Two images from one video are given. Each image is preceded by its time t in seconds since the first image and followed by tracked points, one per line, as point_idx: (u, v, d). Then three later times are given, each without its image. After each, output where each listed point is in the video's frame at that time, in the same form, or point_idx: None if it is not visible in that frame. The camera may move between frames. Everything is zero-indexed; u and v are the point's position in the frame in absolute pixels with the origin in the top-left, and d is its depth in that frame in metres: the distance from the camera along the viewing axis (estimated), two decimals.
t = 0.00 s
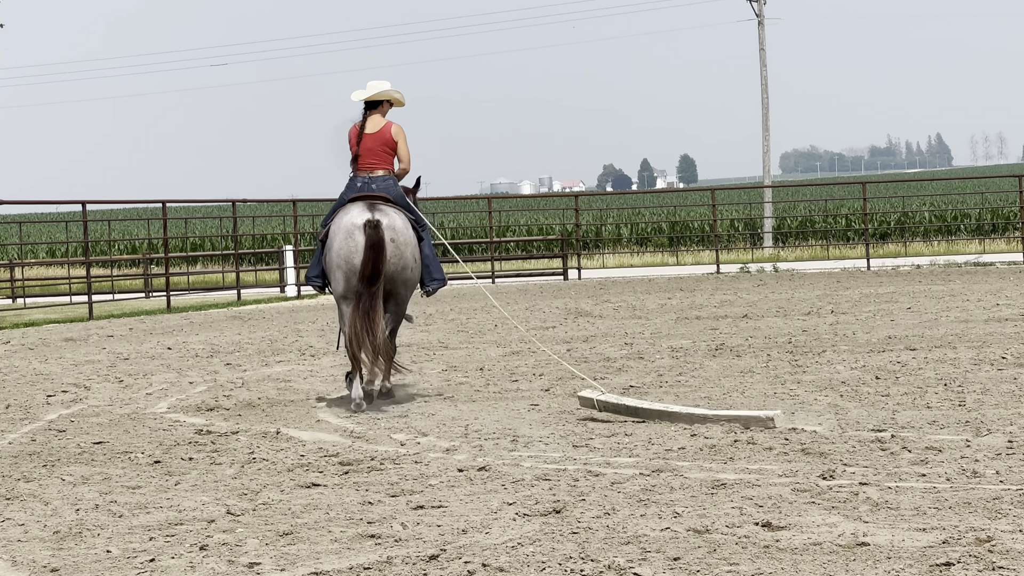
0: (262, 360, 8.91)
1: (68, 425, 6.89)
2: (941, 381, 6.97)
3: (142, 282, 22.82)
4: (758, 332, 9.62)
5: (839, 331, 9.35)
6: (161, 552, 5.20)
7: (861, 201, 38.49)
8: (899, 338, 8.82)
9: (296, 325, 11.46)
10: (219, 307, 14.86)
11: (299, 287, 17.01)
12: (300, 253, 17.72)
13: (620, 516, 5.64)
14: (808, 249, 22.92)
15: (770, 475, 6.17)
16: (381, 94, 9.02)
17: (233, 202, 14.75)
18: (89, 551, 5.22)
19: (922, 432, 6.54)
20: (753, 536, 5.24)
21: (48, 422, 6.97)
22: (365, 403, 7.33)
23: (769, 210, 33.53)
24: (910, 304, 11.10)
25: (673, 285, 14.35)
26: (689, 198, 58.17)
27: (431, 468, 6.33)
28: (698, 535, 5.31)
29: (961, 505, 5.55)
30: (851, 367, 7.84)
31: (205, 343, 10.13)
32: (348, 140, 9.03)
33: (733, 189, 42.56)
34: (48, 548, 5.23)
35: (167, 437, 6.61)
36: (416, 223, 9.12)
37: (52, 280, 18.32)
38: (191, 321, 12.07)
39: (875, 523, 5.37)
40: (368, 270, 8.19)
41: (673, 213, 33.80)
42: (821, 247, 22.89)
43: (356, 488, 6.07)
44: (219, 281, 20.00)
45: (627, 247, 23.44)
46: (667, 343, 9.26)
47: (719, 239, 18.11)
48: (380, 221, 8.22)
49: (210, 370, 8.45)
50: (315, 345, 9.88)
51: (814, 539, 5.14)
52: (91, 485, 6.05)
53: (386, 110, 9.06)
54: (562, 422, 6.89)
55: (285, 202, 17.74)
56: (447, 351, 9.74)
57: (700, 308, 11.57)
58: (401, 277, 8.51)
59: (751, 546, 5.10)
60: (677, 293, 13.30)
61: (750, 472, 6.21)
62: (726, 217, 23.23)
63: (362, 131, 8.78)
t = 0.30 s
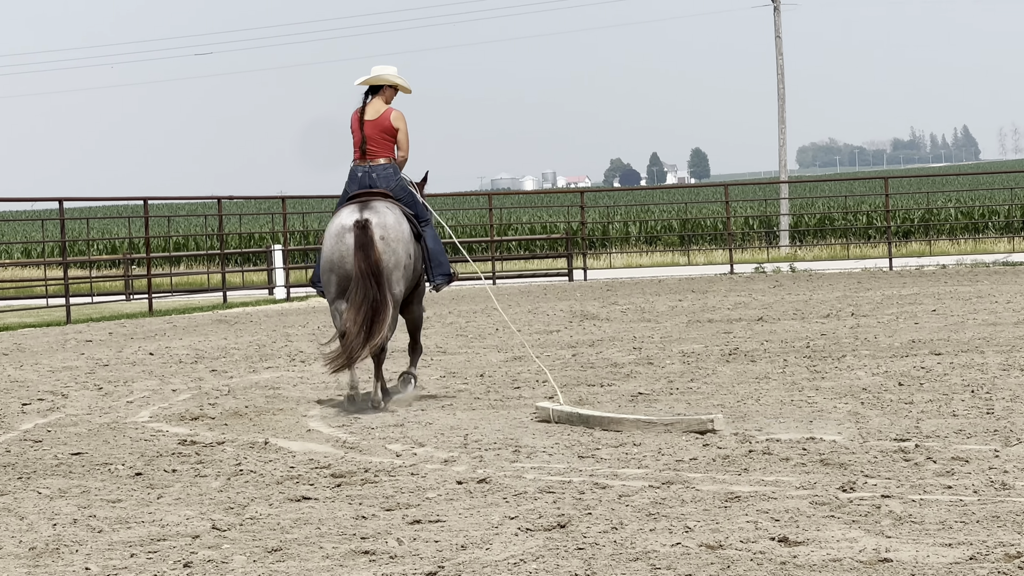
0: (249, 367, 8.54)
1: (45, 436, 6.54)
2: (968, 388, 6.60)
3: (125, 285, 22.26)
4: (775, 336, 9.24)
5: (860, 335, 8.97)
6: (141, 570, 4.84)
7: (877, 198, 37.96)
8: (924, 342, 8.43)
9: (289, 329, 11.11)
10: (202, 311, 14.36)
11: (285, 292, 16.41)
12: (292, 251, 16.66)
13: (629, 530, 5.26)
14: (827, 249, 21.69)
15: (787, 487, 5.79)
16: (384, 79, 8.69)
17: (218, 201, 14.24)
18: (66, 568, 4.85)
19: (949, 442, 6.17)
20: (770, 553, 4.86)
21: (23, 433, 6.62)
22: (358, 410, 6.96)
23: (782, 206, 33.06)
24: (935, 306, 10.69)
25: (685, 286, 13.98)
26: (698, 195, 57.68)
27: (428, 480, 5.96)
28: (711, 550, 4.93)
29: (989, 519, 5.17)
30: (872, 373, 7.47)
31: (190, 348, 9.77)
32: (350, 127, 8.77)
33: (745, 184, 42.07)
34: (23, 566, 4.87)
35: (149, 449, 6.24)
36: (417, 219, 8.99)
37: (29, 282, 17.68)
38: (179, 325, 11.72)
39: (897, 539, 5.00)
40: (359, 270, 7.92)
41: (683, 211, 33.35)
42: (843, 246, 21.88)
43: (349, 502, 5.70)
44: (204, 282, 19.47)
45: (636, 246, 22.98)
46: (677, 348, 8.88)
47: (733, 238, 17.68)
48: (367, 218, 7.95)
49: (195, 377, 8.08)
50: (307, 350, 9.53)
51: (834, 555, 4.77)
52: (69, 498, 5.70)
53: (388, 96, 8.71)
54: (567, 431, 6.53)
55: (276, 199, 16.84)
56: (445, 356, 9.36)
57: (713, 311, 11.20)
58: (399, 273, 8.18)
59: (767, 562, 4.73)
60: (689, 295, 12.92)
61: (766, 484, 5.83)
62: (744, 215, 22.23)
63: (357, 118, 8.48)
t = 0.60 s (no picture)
0: (230, 372, 8.16)
1: (12, 447, 6.17)
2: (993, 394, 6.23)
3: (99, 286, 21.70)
4: (787, 340, 8.85)
5: (877, 339, 8.58)
6: None
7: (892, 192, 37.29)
8: (945, 347, 8.05)
9: (273, 333, 10.72)
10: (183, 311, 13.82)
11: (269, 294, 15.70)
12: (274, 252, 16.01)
13: (632, 546, 4.88)
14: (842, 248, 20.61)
15: (800, 500, 5.41)
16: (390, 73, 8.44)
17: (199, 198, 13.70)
18: None
19: (973, 453, 5.79)
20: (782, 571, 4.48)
21: None
22: (345, 419, 6.60)
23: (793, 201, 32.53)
24: (956, 307, 10.29)
25: (692, 286, 13.59)
26: (704, 189, 57.09)
27: (419, 493, 5.59)
28: (720, 568, 4.55)
29: (1017, 535, 4.79)
30: (891, 379, 7.11)
31: (169, 352, 9.39)
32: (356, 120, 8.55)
33: (755, 178, 41.49)
34: None
35: (123, 461, 5.87)
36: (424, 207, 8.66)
37: None
38: (157, 329, 11.31)
39: (918, 555, 4.61)
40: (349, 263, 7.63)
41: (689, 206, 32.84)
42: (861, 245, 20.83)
43: (334, 517, 5.32)
44: (186, 278, 18.92)
45: (641, 244, 22.51)
46: (684, 352, 8.51)
47: (742, 235, 17.22)
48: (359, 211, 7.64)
49: (174, 383, 7.70)
50: (291, 354, 9.16)
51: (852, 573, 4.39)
52: (36, 513, 5.32)
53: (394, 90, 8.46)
54: (567, 439, 6.15)
55: (257, 197, 16.12)
56: (438, 361, 8.97)
57: (722, 313, 10.83)
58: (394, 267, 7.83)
59: None
60: (697, 296, 12.52)
61: (779, 497, 5.45)
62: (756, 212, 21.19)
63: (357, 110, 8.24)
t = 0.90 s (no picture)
0: (193, 384, 7.53)
1: None
2: None
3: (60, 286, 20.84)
4: (812, 347, 8.26)
5: (910, 346, 7.99)
6: None
7: (920, 184, 36.02)
8: (986, 354, 7.45)
9: (240, 340, 10.10)
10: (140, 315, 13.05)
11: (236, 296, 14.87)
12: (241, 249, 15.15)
13: None
14: (873, 246, 19.35)
15: (825, 525, 4.78)
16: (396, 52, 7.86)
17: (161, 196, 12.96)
18: None
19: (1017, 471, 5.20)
20: None
21: None
22: (321, 435, 6.02)
23: (816, 193, 31.69)
24: (998, 311, 9.67)
25: (707, 289, 12.98)
26: (718, 179, 56.15)
27: (402, 517, 4.99)
28: None
29: None
30: (926, 391, 6.52)
31: (124, 362, 8.78)
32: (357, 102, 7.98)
33: (773, 167, 40.55)
34: None
35: (75, 483, 5.28)
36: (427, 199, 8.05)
37: None
38: (112, 337, 10.67)
39: None
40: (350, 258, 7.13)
41: (704, 198, 32.04)
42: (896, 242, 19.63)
43: (308, 544, 4.71)
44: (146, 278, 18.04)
45: (651, 240, 21.74)
46: (697, 361, 7.93)
47: (762, 230, 16.52)
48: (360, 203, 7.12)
49: (130, 398, 7.09)
50: (259, 363, 8.58)
51: None
52: None
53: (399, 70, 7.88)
54: (566, 457, 5.58)
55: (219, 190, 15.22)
56: (424, 371, 8.37)
57: (739, 318, 10.24)
58: (393, 260, 7.38)
59: None
60: (711, 299, 11.92)
61: (801, 521, 4.84)
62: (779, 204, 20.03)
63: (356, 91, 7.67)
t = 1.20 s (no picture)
0: (150, 398, 7.10)
1: None
2: None
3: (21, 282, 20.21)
4: (835, 356, 7.75)
5: (945, 354, 7.47)
6: None
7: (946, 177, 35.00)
8: None
9: (203, 349, 9.57)
10: (92, 321, 12.44)
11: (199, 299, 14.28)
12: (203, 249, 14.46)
13: None
14: (902, 244, 18.83)
15: (850, 553, 4.20)
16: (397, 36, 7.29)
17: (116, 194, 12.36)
18: None
19: None
20: None
21: None
22: (293, 454, 5.54)
23: (837, 187, 30.96)
24: None
25: (719, 291, 12.47)
26: (730, 172, 55.36)
27: (383, 545, 4.42)
28: None
29: None
30: (961, 404, 6.01)
31: (74, 374, 8.27)
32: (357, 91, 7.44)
33: (790, 160, 39.78)
34: None
35: (20, 508, 4.78)
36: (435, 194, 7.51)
37: None
38: (62, 344, 10.12)
39: None
40: (340, 256, 6.65)
41: (718, 191, 31.36)
42: (923, 241, 19.00)
43: (277, 572, 4.13)
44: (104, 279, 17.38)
45: (659, 236, 21.21)
46: (708, 371, 7.42)
47: (779, 227, 15.89)
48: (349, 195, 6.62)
49: (81, 412, 6.64)
50: (226, 374, 8.08)
51: None
52: None
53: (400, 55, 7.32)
54: (564, 479, 5.07)
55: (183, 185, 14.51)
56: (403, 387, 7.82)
57: (754, 323, 9.74)
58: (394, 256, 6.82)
59: None
60: (724, 303, 11.39)
61: (825, 548, 4.26)
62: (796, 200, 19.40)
63: (356, 79, 7.12)
